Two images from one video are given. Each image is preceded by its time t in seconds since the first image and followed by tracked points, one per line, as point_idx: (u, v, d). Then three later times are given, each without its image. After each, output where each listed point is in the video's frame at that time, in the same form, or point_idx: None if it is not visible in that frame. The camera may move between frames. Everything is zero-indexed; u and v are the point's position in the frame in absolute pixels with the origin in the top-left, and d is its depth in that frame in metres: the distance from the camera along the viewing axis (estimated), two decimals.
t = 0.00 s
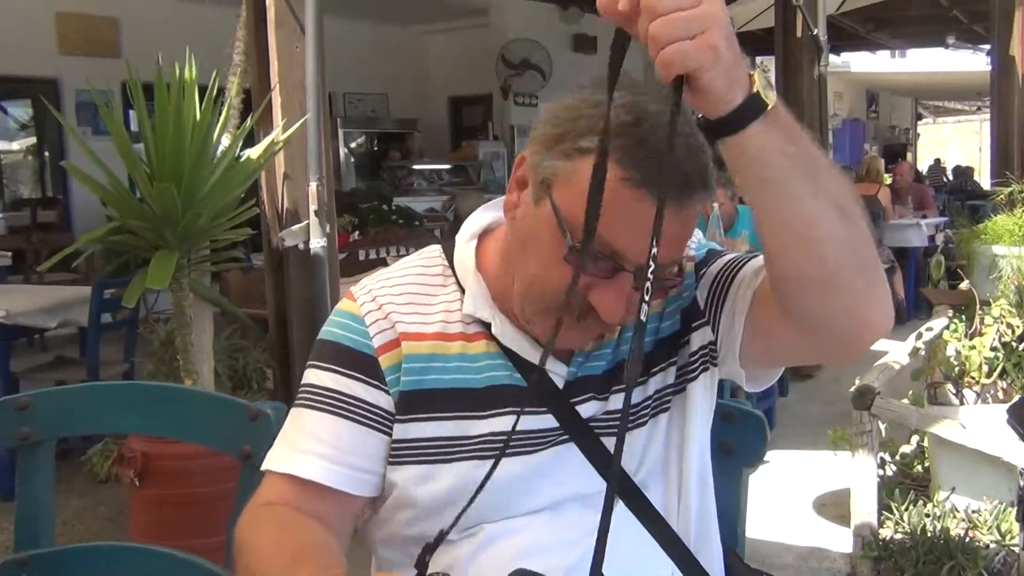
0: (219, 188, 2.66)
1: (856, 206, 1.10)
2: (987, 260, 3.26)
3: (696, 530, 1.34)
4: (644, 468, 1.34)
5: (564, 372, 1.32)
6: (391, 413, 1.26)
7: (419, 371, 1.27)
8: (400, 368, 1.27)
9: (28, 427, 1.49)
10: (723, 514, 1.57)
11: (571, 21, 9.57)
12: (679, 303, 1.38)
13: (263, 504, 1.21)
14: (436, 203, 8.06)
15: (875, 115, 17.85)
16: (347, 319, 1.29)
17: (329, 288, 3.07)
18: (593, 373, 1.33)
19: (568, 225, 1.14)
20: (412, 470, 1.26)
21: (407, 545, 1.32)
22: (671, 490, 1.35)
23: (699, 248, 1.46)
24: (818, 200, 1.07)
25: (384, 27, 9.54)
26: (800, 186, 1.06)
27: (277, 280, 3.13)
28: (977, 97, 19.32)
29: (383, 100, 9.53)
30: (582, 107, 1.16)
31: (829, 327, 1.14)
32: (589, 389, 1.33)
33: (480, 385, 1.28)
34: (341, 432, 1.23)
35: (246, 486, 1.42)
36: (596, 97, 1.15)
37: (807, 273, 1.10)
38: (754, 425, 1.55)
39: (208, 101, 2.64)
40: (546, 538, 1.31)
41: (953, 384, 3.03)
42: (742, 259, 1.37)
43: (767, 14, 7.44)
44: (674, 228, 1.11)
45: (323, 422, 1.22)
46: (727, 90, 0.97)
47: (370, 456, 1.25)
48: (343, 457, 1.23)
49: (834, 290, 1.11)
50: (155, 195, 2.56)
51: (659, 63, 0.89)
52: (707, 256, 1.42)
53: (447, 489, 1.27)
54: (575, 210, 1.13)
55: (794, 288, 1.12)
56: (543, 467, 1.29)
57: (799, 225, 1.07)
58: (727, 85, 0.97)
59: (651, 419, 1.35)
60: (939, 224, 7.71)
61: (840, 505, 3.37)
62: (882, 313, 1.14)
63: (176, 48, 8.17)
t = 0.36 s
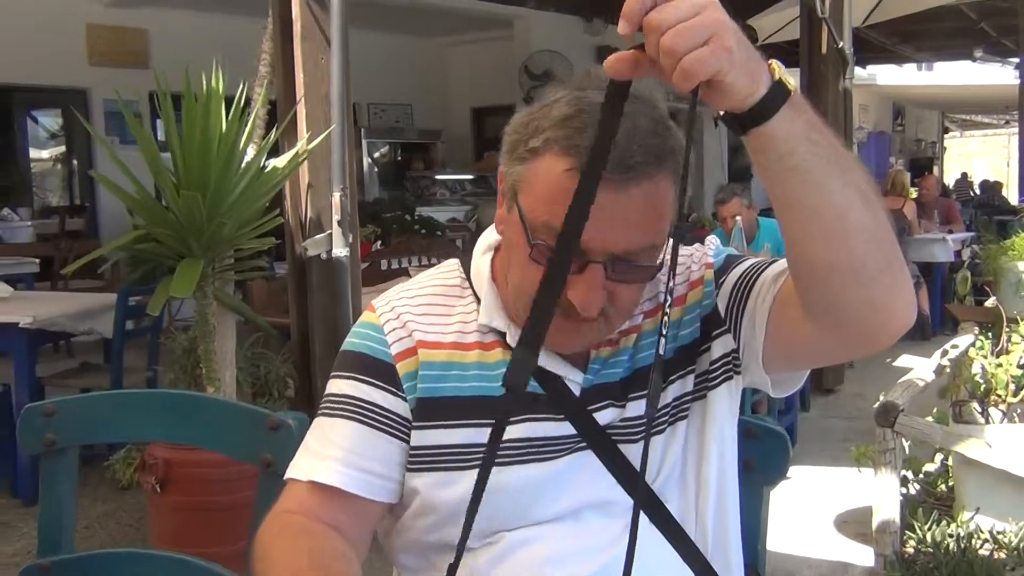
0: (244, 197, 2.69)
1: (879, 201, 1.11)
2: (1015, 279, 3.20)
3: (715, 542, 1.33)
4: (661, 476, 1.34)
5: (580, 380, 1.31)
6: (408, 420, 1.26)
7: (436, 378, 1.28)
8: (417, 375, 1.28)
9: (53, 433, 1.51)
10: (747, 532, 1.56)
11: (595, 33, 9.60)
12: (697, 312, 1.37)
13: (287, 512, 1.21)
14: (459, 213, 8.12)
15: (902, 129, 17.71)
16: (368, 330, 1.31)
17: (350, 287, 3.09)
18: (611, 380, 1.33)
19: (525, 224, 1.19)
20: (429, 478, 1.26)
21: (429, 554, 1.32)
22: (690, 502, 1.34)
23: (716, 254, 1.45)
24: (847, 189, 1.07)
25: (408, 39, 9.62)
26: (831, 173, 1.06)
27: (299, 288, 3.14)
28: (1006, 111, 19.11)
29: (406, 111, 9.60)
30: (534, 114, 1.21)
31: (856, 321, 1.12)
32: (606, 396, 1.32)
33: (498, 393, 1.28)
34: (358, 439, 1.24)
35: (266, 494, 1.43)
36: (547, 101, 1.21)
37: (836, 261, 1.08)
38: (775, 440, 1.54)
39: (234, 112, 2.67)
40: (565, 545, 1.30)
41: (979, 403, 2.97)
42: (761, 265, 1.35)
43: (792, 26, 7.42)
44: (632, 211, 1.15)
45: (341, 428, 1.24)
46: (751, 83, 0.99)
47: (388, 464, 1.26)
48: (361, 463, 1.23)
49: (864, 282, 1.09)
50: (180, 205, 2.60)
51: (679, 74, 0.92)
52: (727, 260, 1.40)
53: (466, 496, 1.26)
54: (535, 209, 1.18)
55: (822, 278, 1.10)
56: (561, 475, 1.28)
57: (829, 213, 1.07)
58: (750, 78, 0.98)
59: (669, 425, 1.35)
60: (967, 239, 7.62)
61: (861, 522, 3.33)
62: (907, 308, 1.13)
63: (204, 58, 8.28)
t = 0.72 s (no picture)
0: (244, 200, 2.69)
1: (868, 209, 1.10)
2: (1006, 292, 3.24)
3: (713, 551, 1.35)
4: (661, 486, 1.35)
5: (579, 394, 1.32)
6: (408, 436, 1.28)
7: (435, 394, 1.29)
8: (416, 392, 1.29)
9: (57, 437, 1.52)
10: (746, 544, 1.57)
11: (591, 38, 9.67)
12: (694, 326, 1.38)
13: (289, 515, 1.24)
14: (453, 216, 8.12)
15: (894, 137, 17.81)
16: (368, 346, 1.32)
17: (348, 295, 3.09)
18: (609, 394, 1.34)
19: (499, 237, 1.24)
20: (429, 491, 1.28)
21: (432, 564, 1.34)
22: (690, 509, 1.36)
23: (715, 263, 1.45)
24: (831, 197, 1.07)
25: (404, 40, 9.65)
26: (813, 181, 1.06)
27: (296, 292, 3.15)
28: (998, 121, 19.24)
29: (401, 113, 9.62)
30: (500, 132, 1.26)
31: (844, 330, 1.11)
32: (606, 409, 1.33)
33: (498, 408, 1.29)
34: (357, 454, 1.26)
35: (271, 500, 1.44)
36: (513, 119, 1.25)
37: (820, 269, 1.07)
38: (774, 451, 1.56)
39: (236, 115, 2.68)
40: (568, 555, 1.31)
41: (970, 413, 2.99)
42: (756, 276, 1.35)
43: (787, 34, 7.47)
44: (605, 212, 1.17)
45: (338, 444, 1.26)
46: (729, 101, 1.02)
47: (389, 478, 1.28)
48: (359, 478, 1.26)
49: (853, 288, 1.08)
50: (180, 207, 2.60)
51: (651, 95, 0.95)
52: (723, 272, 1.40)
53: (469, 510, 1.28)
54: (507, 223, 1.22)
55: (808, 289, 1.09)
56: (561, 485, 1.30)
57: (813, 221, 1.06)
58: (730, 99, 1.01)
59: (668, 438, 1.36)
60: (959, 249, 7.67)
61: (852, 531, 3.35)
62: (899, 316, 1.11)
63: (200, 57, 8.28)
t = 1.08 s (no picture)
0: (237, 198, 2.70)
1: (768, 261, 1.07)
2: (985, 303, 3.29)
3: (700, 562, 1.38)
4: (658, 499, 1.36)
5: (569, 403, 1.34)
6: (428, 439, 1.31)
7: (443, 398, 1.32)
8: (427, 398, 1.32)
9: (52, 435, 1.55)
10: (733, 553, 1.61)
11: (581, 40, 9.70)
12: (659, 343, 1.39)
13: (349, 526, 1.24)
14: (440, 215, 8.13)
15: (878, 146, 17.96)
16: (383, 350, 1.35)
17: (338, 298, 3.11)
18: (599, 405, 1.36)
19: (484, 252, 1.26)
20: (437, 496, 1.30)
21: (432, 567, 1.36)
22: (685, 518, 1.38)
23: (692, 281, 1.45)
24: (719, 263, 1.06)
25: (394, 38, 9.64)
26: (698, 251, 1.06)
27: (286, 291, 3.15)
28: (980, 132, 19.44)
29: (390, 110, 9.61)
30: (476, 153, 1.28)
31: (758, 374, 1.14)
32: (597, 420, 1.36)
33: (494, 416, 1.32)
34: (394, 455, 1.28)
35: (266, 500, 1.48)
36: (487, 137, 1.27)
37: (722, 333, 1.09)
38: (767, 463, 1.57)
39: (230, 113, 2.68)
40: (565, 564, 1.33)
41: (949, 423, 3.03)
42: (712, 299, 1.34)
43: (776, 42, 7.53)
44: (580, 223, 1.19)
45: (375, 450, 1.28)
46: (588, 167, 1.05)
47: (423, 474, 1.30)
48: (404, 479, 1.28)
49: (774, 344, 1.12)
50: (173, 204, 2.61)
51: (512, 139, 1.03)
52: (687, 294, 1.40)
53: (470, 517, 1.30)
54: (490, 238, 1.24)
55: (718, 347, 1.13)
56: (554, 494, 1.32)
57: (704, 290, 1.06)
58: (584, 163, 1.04)
59: (656, 453, 1.37)
60: (940, 259, 7.76)
61: (833, 537, 3.39)
62: (818, 359, 1.12)
63: (189, 50, 8.23)
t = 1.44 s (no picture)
0: (238, 197, 2.71)
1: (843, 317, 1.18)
2: (980, 311, 3.32)
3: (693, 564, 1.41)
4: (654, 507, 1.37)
5: (564, 408, 1.36)
6: (413, 446, 1.32)
7: (431, 407, 1.33)
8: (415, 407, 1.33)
9: (54, 433, 1.57)
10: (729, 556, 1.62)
11: (581, 41, 9.73)
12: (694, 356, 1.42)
13: (319, 525, 1.25)
14: (438, 213, 8.15)
15: (876, 150, 18.02)
16: (372, 359, 1.37)
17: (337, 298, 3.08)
18: (595, 410, 1.38)
19: (490, 262, 1.28)
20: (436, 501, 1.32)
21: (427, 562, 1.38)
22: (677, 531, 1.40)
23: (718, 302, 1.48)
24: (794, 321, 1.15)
25: (394, 36, 9.66)
26: (775, 311, 1.14)
27: (285, 290, 3.17)
28: (977, 138, 19.47)
29: (388, 108, 9.62)
30: (477, 159, 1.31)
31: (828, 423, 1.22)
32: (593, 424, 1.37)
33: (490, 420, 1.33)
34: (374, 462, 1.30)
35: (267, 499, 1.50)
36: (486, 147, 1.29)
37: (795, 379, 1.18)
38: (762, 470, 1.59)
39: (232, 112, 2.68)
40: (561, 567, 1.35)
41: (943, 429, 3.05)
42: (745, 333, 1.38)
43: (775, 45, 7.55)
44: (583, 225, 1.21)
45: (356, 455, 1.30)
46: (700, 258, 1.11)
47: (401, 482, 1.31)
48: (381, 486, 1.30)
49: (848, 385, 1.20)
50: (175, 202, 2.62)
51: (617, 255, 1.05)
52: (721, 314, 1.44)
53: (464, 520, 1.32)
54: (494, 248, 1.26)
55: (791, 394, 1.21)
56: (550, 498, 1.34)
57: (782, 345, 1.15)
58: (695, 253, 1.11)
59: (655, 463, 1.38)
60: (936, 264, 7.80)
61: (825, 541, 3.41)
62: (885, 405, 1.21)
63: (189, 45, 8.24)
